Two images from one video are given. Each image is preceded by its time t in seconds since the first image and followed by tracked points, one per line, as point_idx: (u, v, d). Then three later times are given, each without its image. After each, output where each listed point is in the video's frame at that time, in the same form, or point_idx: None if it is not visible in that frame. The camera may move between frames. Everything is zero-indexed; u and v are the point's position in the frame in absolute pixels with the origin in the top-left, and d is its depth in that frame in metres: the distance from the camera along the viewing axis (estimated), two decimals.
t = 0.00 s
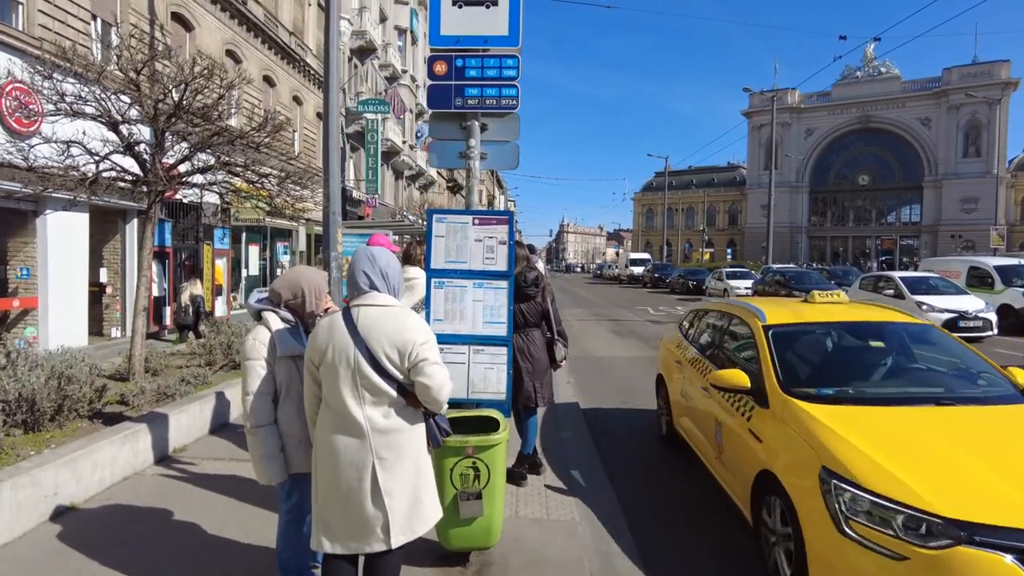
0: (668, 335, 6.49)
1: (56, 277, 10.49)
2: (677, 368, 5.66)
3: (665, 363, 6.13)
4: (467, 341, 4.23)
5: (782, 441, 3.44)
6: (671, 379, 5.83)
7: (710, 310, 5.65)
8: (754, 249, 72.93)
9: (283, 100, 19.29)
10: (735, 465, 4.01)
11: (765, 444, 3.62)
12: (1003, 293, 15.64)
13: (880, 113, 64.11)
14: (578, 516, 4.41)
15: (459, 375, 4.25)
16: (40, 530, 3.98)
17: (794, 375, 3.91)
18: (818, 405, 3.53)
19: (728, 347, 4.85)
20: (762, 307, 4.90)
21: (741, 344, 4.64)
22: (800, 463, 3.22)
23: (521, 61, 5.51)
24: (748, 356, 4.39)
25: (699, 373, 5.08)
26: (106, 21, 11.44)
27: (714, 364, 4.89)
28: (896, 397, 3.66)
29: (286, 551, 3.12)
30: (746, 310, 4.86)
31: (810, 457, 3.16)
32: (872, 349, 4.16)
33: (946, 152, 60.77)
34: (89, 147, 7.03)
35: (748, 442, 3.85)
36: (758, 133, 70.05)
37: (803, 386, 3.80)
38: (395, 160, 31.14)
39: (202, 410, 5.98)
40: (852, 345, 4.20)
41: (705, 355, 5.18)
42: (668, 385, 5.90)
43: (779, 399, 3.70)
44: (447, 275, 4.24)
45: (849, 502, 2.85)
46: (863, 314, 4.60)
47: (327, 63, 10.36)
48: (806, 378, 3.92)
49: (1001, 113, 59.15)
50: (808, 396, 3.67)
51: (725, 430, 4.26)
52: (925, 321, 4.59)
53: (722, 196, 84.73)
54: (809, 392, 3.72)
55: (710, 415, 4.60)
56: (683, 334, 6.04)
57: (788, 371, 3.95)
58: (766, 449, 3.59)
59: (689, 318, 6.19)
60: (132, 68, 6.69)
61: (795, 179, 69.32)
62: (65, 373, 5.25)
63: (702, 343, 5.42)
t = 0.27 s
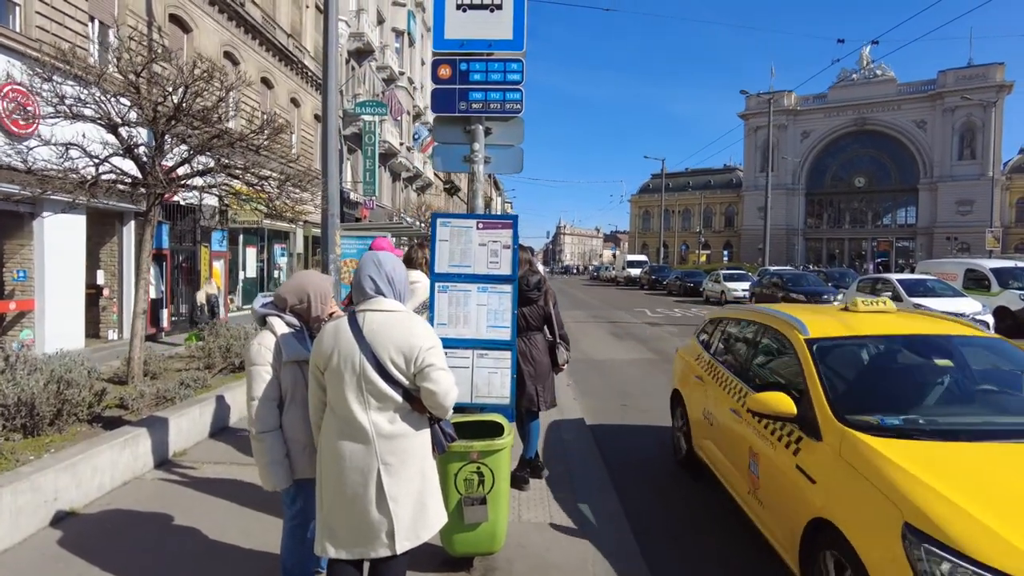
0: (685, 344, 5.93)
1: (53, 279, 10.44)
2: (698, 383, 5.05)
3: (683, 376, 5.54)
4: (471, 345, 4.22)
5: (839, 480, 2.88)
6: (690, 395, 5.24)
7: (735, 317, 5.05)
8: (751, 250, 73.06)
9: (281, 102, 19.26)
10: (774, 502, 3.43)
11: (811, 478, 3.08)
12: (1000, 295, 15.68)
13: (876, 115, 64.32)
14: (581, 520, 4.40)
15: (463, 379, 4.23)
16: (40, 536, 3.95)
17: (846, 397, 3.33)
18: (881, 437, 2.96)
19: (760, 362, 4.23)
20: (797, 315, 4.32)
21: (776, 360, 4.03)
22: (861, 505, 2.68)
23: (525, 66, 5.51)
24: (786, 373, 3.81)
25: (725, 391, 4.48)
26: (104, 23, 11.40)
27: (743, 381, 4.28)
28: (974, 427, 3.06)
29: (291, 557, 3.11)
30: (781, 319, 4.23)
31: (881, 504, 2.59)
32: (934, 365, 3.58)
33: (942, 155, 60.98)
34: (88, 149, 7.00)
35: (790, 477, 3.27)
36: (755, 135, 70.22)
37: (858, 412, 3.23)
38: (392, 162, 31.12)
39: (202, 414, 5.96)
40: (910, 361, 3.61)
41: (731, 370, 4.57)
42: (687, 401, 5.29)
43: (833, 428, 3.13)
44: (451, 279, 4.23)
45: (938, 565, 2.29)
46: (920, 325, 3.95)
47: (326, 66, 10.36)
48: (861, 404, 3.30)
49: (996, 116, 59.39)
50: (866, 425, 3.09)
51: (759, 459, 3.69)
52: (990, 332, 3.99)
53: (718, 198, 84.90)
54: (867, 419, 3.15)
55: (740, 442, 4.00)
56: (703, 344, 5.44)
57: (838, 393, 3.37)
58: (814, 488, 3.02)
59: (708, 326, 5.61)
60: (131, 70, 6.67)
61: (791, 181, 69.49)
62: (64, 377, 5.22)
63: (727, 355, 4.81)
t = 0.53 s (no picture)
0: (701, 353, 5.40)
1: (43, 279, 10.34)
2: (720, 399, 4.50)
3: (700, 390, 4.99)
4: (472, 344, 4.22)
5: (923, 531, 2.38)
6: (709, 412, 4.69)
7: (760, 325, 4.55)
8: (741, 252, 73.41)
9: (273, 101, 19.18)
10: (824, 546, 2.91)
11: (880, 524, 2.57)
12: (988, 296, 15.83)
13: (865, 118, 64.82)
14: (580, 520, 4.40)
15: (464, 378, 4.23)
16: (35, 537, 3.91)
17: (917, 427, 2.83)
18: (971, 480, 2.47)
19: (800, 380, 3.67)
20: (839, 322, 3.79)
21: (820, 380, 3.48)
22: (958, 566, 2.19)
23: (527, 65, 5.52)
24: (834, 392, 3.29)
25: (755, 411, 3.90)
26: (95, 21, 11.33)
27: (778, 402, 3.73)
28: None
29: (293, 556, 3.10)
30: (823, 328, 3.69)
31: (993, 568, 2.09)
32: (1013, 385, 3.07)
33: (930, 157, 61.50)
34: (81, 147, 6.95)
35: (851, 523, 2.73)
36: (745, 137, 70.61)
37: (935, 446, 2.72)
38: (384, 162, 31.06)
39: (198, 414, 5.93)
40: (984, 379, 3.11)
41: (761, 387, 4.01)
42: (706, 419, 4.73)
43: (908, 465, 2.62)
44: (452, 277, 4.23)
45: None
46: (985, 336, 3.41)
47: (320, 65, 10.34)
48: (929, 435, 2.80)
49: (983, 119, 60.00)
50: (949, 463, 2.59)
51: (801, 492, 3.18)
52: None
53: (709, 200, 85.28)
54: (947, 455, 2.65)
55: (777, 471, 3.46)
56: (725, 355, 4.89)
57: (907, 421, 2.86)
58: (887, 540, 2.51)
59: (729, 334, 5.07)
60: (126, 68, 6.63)
61: (781, 183, 69.90)
62: (59, 377, 5.18)
63: (755, 369, 4.26)
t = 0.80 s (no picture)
0: (710, 364, 4.90)
1: (26, 278, 10.22)
2: (740, 420, 3.93)
3: (712, 407, 4.44)
4: (463, 345, 4.24)
5: None
6: (724, 433, 4.13)
7: (782, 334, 4.04)
8: (727, 253, 73.92)
9: (260, 100, 19.07)
10: None
11: None
12: (968, 298, 16.07)
13: (849, 121, 65.52)
14: (570, 519, 4.45)
15: (455, 379, 4.25)
16: (23, 539, 3.88)
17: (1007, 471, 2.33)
18: None
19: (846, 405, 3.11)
20: (885, 335, 3.27)
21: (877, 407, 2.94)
22: None
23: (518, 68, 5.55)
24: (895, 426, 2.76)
25: (785, 438, 3.34)
26: (79, 18, 11.20)
27: (818, 428, 3.17)
28: None
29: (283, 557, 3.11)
30: (866, 341, 3.16)
31: None
32: None
33: (912, 160, 62.26)
34: (67, 146, 6.88)
35: None
36: (731, 139, 71.13)
37: None
38: (371, 162, 30.97)
39: (185, 415, 5.90)
40: None
41: (793, 410, 3.45)
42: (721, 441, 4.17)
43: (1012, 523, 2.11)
44: (444, 279, 4.25)
45: None
46: None
47: (308, 65, 10.31)
48: None
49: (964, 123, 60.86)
50: None
51: (848, 542, 2.64)
52: None
53: (696, 201, 85.80)
54: None
55: (810, 507, 2.95)
56: (742, 368, 4.33)
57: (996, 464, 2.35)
58: None
59: (745, 345, 4.53)
60: (112, 66, 6.58)
61: (767, 185, 70.50)
62: (44, 377, 5.13)
63: (782, 387, 3.71)
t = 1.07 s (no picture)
0: (729, 380, 4.35)
1: (11, 280, 10.11)
2: (773, 451, 3.40)
3: (733, 432, 3.90)
4: (454, 348, 4.25)
5: None
6: (751, 464, 3.59)
7: (820, 349, 3.50)
8: (717, 255, 74.28)
9: (249, 101, 18.98)
10: None
11: None
12: (954, 299, 16.25)
13: (837, 124, 66.05)
14: (561, 521, 4.47)
15: (446, 382, 4.25)
16: (10, 544, 3.85)
17: None
18: None
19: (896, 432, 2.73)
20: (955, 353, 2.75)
21: (936, 436, 2.57)
22: None
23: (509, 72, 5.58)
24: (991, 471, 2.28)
25: (835, 479, 2.84)
26: (65, 17, 11.10)
27: (886, 473, 2.64)
28: None
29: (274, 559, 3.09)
30: (935, 361, 2.64)
31: None
32: None
33: (899, 163, 62.86)
34: (54, 146, 6.82)
35: None
36: (720, 141, 71.50)
37: None
38: (361, 162, 30.88)
39: (174, 418, 5.86)
40: None
41: (847, 447, 2.90)
42: (747, 473, 3.61)
43: None
44: (435, 282, 4.25)
45: None
46: None
47: (298, 65, 10.26)
48: None
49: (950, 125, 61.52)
50: None
51: None
52: None
53: (685, 203, 86.18)
54: None
55: (871, 566, 2.47)
56: (770, 390, 3.78)
57: None
58: None
59: (771, 361, 4.00)
60: (100, 67, 6.54)
61: (755, 187, 70.94)
62: (30, 381, 5.08)
63: (826, 415, 3.18)
